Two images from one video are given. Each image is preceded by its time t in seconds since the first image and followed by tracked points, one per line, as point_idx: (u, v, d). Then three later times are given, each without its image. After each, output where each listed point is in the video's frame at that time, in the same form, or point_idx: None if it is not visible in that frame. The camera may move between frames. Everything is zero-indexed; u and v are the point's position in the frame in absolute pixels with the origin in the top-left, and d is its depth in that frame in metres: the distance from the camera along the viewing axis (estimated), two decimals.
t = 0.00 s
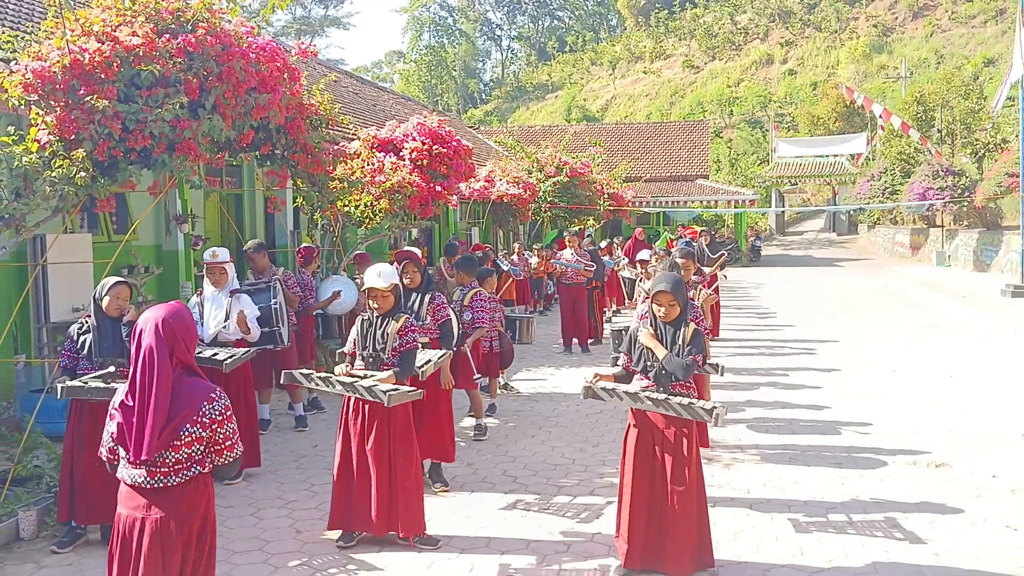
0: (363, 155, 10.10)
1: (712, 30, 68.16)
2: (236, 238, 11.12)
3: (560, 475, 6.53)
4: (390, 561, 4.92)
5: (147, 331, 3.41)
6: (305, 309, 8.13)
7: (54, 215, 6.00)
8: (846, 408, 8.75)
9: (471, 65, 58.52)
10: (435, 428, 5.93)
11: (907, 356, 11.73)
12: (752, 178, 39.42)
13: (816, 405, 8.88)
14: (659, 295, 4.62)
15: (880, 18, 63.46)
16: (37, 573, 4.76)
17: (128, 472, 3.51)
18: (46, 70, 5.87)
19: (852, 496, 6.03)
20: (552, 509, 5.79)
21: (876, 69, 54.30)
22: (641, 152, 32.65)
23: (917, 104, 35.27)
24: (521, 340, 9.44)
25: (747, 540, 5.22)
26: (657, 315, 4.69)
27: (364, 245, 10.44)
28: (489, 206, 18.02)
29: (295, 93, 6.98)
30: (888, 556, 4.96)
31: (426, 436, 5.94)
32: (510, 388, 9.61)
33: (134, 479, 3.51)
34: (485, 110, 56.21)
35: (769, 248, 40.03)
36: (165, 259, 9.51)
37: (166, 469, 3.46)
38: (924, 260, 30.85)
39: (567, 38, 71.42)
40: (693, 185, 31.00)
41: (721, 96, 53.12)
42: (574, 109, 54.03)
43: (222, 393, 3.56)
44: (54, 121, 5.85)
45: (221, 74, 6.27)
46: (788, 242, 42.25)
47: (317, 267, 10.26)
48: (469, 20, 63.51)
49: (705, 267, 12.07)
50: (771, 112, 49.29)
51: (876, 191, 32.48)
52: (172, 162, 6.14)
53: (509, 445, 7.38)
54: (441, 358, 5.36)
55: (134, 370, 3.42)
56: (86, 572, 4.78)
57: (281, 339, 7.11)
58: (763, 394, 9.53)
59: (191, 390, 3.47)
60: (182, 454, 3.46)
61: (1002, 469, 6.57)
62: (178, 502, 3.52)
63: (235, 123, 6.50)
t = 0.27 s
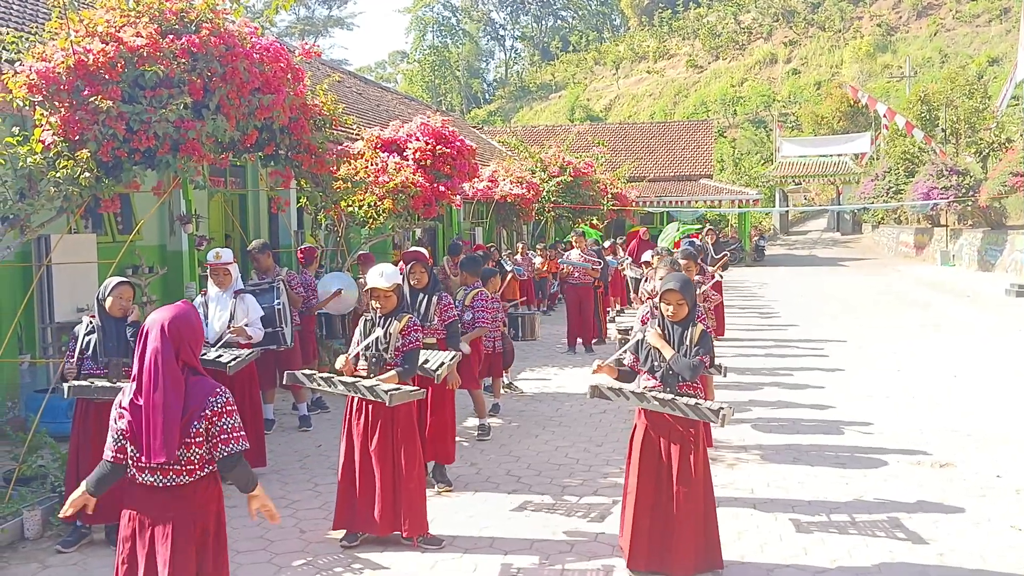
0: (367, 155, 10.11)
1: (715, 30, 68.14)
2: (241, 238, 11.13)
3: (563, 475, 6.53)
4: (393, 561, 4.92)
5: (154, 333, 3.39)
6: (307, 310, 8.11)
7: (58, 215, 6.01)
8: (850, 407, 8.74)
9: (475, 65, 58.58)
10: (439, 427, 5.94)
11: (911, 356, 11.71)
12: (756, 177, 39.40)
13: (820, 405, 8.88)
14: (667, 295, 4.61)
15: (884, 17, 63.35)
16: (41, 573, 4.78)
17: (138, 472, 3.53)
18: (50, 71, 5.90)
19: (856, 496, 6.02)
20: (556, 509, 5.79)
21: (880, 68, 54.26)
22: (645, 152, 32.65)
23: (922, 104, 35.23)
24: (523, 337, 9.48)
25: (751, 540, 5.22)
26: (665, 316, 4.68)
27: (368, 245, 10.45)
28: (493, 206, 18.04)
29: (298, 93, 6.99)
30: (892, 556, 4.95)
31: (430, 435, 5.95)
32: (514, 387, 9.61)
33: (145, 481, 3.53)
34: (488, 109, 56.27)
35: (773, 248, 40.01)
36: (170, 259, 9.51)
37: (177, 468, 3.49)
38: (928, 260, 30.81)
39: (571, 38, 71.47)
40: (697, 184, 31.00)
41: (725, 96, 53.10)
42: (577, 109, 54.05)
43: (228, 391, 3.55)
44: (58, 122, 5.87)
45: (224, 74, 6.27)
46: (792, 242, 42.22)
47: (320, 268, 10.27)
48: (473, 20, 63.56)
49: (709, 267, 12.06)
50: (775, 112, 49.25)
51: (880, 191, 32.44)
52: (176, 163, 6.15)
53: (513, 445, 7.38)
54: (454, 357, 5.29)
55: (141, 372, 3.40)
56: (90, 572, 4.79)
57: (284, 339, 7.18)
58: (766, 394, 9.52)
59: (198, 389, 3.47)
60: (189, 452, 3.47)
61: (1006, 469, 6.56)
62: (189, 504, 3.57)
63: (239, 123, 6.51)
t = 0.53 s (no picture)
0: (371, 155, 10.10)
1: (720, 29, 68.02)
2: (245, 237, 11.15)
3: (568, 475, 6.51)
4: (398, 561, 4.92)
5: (158, 331, 3.41)
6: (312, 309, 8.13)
7: (64, 215, 6.01)
8: (855, 407, 8.72)
9: (479, 65, 58.55)
10: (446, 427, 5.93)
11: (917, 356, 11.68)
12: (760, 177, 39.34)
13: (824, 405, 8.85)
14: (673, 294, 4.60)
15: (889, 16, 63.19)
16: (46, 572, 4.78)
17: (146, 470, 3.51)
18: (55, 71, 5.89)
19: (860, 496, 6.00)
20: (561, 509, 5.78)
21: (885, 68, 54.13)
22: (649, 152, 32.61)
23: (927, 103, 35.15)
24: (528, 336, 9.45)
25: (755, 540, 5.21)
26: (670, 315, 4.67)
27: (372, 244, 10.45)
28: (497, 206, 18.04)
29: (303, 93, 6.99)
30: (898, 556, 4.93)
31: (438, 435, 5.95)
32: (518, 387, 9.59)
33: (153, 477, 3.51)
34: (493, 109, 56.26)
35: (778, 248, 39.95)
36: (175, 259, 9.55)
37: (188, 463, 3.48)
38: (934, 260, 30.73)
39: (575, 37, 71.46)
40: (701, 184, 30.93)
41: (730, 96, 53.01)
42: (582, 109, 54.00)
43: (235, 388, 3.55)
44: (63, 122, 5.88)
45: (229, 73, 6.27)
46: (797, 242, 42.16)
47: (325, 267, 10.27)
48: (477, 19, 63.54)
49: (714, 267, 12.04)
50: (780, 111, 49.16)
51: (886, 191, 32.37)
52: (180, 162, 6.15)
53: (517, 445, 7.37)
54: (463, 356, 5.28)
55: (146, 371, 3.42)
56: (96, 571, 4.80)
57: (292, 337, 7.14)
58: (771, 393, 9.49)
59: (205, 386, 3.47)
60: (198, 449, 3.47)
61: (1012, 470, 6.54)
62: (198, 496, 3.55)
63: (244, 123, 6.52)
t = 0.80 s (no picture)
0: (374, 154, 10.09)
1: (724, 28, 67.95)
2: (249, 236, 11.16)
3: (571, 474, 6.51)
4: (402, 560, 4.91)
5: (178, 331, 3.44)
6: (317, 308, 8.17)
7: (68, 214, 6.01)
8: (860, 407, 8.70)
9: (483, 64, 58.53)
10: (451, 425, 5.93)
11: (921, 355, 11.65)
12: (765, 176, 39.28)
13: (829, 404, 8.84)
14: (676, 293, 4.59)
15: (894, 15, 63.07)
16: (50, 570, 4.79)
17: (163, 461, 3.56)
18: (59, 70, 5.89)
19: (864, 496, 5.99)
20: (565, 507, 5.78)
21: (889, 67, 54.01)
22: (653, 151, 32.57)
23: (932, 103, 35.08)
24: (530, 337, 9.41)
25: (759, 539, 5.20)
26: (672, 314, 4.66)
27: (376, 244, 10.45)
28: (501, 205, 18.03)
29: (307, 92, 6.99)
30: (902, 556, 4.92)
31: (444, 433, 5.95)
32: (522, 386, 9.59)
33: (171, 468, 3.54)
34: (497, 109, 56.25)
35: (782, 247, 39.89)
36: (179, 258, 9.56)
37: (206, 456, 3.52)
38: (938, 260, 30.66)
39: (579, 36, 71.44)
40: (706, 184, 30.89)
41: (734, 95, 52.93)
42: (586, 108, 53.94)
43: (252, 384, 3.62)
44: (67, 121, 5.88)
45: (233, 73, 6.28)
46: (802, 241, 42.10)
47: (329, 266, 10.27)
48: (481, 18, 63.50)
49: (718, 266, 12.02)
50: (784, 111, 49.08)
51: (890, 190, 32.32)
52: (184, 162, 6.16)
53: (521, 444, 7.36)
54: (470, 354, 5.27)
55: (167, 370, 3.45)
56: (100, 569, 4.80)
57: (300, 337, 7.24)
58: (775, 393, 9.47)
59: (225, 383, 3.53)
60: (219, 445, 3.54)
61: (1017, 469, 6.52)
62: (217, 486, 3.61)
63: (247, 122, 6.52)
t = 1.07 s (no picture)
0: (377, 155, 10.11)
1: (728, 29, 67.94)
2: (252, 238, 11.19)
3: (573, 475, 6.51)
4: (403, 561, 4.92)
5: (189, 330, 3.47)
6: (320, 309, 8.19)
7: (71, 215, 6.04)
8: (863, 408, 8.69)
9: (487, 65, 58.58)
10: (452, 426, 5.94)
11: (924, 356, 11.64)
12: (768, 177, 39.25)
13: (831, 405, 8.83)
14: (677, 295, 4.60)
15: (897, 16, 63.03)
16: (53, 571, 4.80)
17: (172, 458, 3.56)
18: (63, 72, 5.91)
19: (865, 496, 5.99)
20: (566, 508, 5.79)
21: (893, 67, 53.96)
22: (656, 152, 32.57)
23: (935, 103, 35.06)
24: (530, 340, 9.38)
25: (760, 541, 5.20)
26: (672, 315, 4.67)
27: (379, 245, 10.47)
28: (503, 206, 18.05)
29: (309, 94, 7.01)
30: (903, 557, 4.92)
31: (445, 435, 5.95)
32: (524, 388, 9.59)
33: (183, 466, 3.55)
34: (500, 110, 56.30)
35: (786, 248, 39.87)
36: (182, 259, 9.58)
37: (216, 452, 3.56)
38: (942, 260, 30.63)
39: (583, 37, 71.50)
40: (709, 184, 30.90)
41: (737, 96, 52.91)
42: (589, 109, 53.96)
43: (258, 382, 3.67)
44: (70, 122, 5.89)
45: (236, 74, 6.30)
46: (805, 242, 42.07)
47: (332, 267, 10.30)
48: (485, 19, 63.58)
49: (721, 267, 12.03)
50: (787, 111, 49.06)
51: (893, 190, 32.30)
52: (187, 163, 6.18)
53: (523, 445, 7.36)
54: (470, 355, 5.30)
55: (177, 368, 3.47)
56: (102, 570, 4.82)
57: (304, 338, 7.32)
58: (778, 394, 9.46)
59: (234, 381, 3.58)
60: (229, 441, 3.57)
61: (1019, 470, 6.51)
62: (227, 484, 3.66)
63: (250, 123, 6.54)
